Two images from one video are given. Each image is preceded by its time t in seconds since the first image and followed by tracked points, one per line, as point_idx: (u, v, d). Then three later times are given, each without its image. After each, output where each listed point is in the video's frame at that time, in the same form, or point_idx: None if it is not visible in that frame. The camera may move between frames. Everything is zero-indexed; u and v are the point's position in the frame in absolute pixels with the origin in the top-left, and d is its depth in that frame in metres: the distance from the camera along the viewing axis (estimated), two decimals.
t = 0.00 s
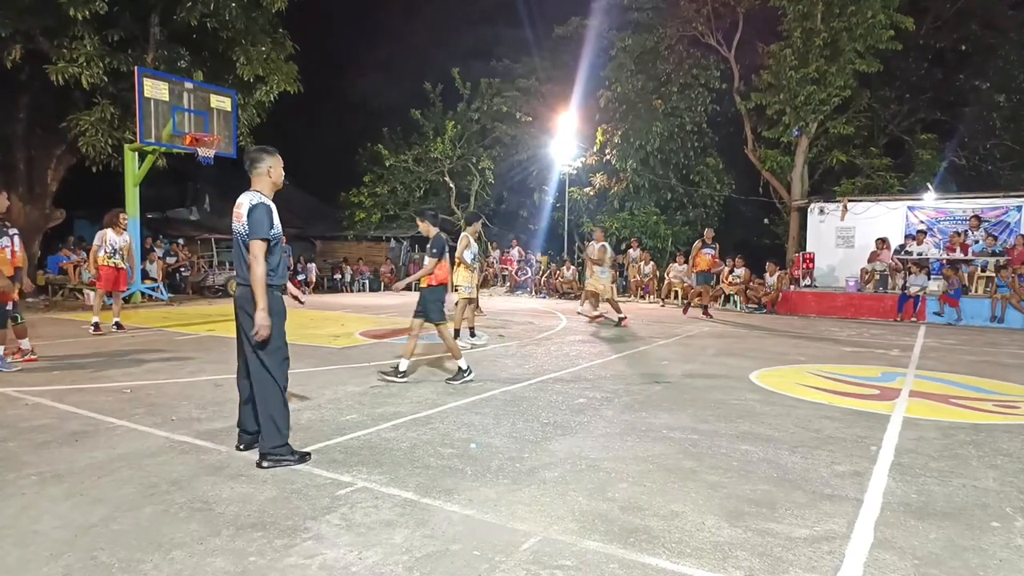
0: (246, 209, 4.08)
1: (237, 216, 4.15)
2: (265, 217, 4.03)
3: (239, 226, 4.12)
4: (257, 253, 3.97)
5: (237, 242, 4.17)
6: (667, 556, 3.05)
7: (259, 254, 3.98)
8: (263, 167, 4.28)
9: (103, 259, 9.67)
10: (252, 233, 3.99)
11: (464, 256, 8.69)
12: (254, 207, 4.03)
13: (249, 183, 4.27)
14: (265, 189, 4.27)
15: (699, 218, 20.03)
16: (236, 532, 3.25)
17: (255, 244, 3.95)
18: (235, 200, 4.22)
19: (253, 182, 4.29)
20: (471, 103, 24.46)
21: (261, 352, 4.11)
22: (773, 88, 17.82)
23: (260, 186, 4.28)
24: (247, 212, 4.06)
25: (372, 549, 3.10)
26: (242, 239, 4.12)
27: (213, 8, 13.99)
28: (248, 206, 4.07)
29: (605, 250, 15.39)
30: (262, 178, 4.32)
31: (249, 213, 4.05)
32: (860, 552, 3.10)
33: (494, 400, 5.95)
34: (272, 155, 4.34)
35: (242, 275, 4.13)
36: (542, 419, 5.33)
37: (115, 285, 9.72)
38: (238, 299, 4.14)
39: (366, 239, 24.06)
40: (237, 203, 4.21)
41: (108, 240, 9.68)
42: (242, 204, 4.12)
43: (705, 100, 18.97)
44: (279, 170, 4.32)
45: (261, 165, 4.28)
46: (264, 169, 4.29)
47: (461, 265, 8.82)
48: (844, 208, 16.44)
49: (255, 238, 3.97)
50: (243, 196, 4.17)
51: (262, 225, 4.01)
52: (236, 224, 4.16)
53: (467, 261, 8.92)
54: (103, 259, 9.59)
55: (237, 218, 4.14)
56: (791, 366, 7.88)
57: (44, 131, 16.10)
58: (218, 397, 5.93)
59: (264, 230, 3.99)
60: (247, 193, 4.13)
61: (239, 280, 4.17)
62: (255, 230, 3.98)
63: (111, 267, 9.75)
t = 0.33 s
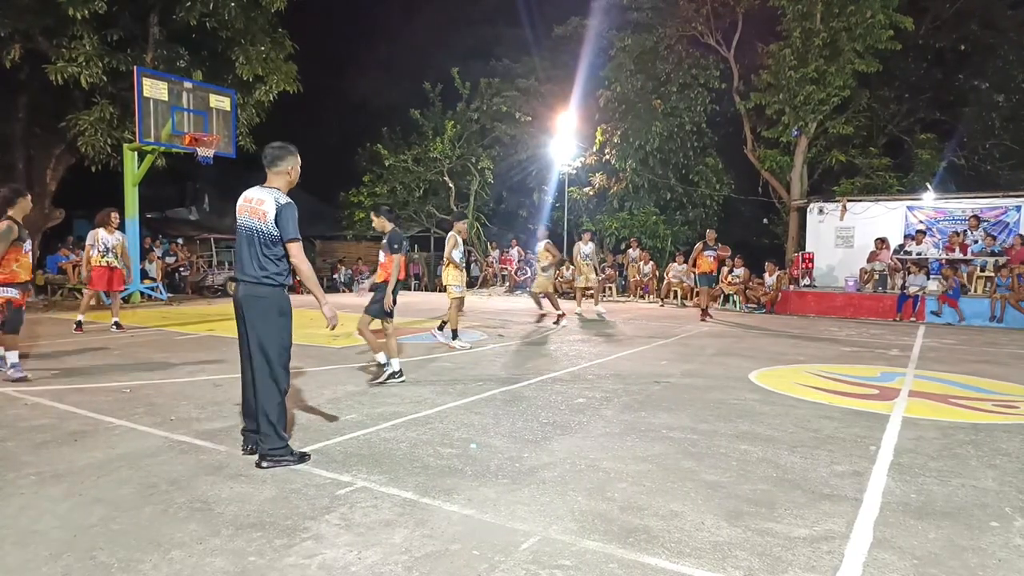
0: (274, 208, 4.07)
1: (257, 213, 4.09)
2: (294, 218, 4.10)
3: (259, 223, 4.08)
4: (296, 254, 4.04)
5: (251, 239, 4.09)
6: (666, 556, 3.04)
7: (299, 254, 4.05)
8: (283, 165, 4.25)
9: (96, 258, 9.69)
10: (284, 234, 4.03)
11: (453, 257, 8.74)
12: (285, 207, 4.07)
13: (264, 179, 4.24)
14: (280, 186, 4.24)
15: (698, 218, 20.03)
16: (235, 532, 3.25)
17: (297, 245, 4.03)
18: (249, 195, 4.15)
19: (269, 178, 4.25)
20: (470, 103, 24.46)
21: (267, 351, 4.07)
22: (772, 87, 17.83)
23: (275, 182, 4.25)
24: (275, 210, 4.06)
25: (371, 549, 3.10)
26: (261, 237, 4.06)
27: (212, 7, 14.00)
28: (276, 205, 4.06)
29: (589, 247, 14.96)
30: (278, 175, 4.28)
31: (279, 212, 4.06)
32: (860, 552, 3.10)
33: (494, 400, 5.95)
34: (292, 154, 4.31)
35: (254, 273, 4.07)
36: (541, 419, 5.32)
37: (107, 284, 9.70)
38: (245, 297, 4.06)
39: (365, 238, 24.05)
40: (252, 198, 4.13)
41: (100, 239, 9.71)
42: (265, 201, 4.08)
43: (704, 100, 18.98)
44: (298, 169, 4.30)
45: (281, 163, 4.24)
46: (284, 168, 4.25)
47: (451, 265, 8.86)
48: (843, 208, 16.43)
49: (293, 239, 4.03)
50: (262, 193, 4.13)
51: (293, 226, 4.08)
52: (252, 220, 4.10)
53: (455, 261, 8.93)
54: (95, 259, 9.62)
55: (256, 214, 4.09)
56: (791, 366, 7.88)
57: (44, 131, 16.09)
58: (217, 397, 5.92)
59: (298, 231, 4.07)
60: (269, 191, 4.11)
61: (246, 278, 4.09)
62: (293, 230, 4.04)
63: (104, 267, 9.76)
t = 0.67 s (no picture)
0: (270, 209, 4.05)
1: (252, 214, 4.03)
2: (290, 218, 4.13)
3: (254, 225, 4.03)
4: (290, 256, 4.05)
5: (245, 241, 4.02)
6: (667, 556, 3.04)
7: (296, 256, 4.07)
8: (273, 163, 4.20)
9: (84, 258, 9.68)
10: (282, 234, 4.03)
11: (436, 256, 8.79)
12: (282, 208, 4.09)
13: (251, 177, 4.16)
14: (269, 184, 4.17)
15: (699, 218, 20.03)
16: (236, 532, 3.25)
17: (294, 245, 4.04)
18: (238, 196, 4.07)
19: (255, 176, 4.18)
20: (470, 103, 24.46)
21: (268, 352, 4.00)
22: (773, 87, 17.81)
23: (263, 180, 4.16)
24: (272, 211, 4.05)
25: (371, 549, 3.10)
26: (258, 238, 4.02)
27: (212, 8, 14.01)
28: (273, 206, 4.06)
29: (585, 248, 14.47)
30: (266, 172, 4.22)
31: (276, 213, 4.06)
32: (861, 552, 3.10)
33: (494, 400, 5.95)
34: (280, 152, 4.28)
35: (254, 274, 4.01)
36: (542, 419, 5.32)
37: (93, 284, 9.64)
38: (245, 300, 3.99)
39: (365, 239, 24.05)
40: (243, 199, 4.06)
41: (86, 240, 9.68)
42: (260, 202, 4.05)
43: (705, 100, 18.97)
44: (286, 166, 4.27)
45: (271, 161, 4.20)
46: (274, 166, 4.21)
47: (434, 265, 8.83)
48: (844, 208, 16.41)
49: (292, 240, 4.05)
50: (253, 194, 4.08)
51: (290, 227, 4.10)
52: (246, 222, 4.03)
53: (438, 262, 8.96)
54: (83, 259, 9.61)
55: (251, 216, 4.04)
56: (792, 366, 7.87)
57: (44, 131, 16.09)
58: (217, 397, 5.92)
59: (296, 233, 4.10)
60: (261, 191, 4.08)
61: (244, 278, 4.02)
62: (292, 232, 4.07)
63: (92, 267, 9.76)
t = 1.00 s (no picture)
0: (231, 208, 3.85)
1: (212, 214, 3.84)
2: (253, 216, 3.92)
3: (215, 225, 3.83)
4: (247, 256, 3.79)
5: (206, 243, 3.83)
6: (667, 556, 3.04)
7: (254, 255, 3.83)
8: (232, 162, 4.03)
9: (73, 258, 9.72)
10: (242, 232, 3.81)
11: (423, 254, 8.78)
12: (244, 205, 3.88)
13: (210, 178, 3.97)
14: (230, 184, 3.99)
15: (700, 218, 20.04)
16: (237, 532, 3.25)
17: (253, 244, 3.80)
18: (196, 197, 3.88)
19: (214, 177, 3.99)
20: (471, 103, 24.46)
21: (246, 357, 3.87)
22: (774, 87, 17.77)
23: (223, 179, 3.98)
24: (233, 210, 3.85)
25: (373, 549, 3.10)
26: (219, 241, 3.82)
27: (213, 8, 14.01)
28: (234, 204, 3.85)
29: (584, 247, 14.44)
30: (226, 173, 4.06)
31: (237, 211, 3.85)
32: (862, 552, 3.09)
33: (494, 400, 5.95)
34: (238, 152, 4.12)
35: (215, 279, 3.80)
36: (542, 419, 5.32)
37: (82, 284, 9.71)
38: (208, 308, 3.77)
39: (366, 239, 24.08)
40: (203, 200, 3.87)
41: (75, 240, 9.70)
42: (221, 202, 3.85)
43: (706, 100, 18.96)
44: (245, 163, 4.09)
45: (231, 160, 4.02)
46: (234, 164, 4.04)
47: (420, 264, 8.77)
48: (844, 208, 16.40)
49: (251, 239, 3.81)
50: (213, 194, 3.89)
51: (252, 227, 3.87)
52: (206, 223, 3.84)
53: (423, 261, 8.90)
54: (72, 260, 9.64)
55: (211, 217, 3.84)
56: (792, 366, 7.85)
57: (46, 131, 16.12)
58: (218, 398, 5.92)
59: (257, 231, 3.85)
60: (222, 191, 3.89)
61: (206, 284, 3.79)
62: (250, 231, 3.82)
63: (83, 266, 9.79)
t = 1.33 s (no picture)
0: (195, 202, 3.73)
1: (176, 209, 3.73)
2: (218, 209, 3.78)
3: (179, 220, 3.73)
4: (211, 251, 3.64)
5: (171, 239, 3.73)
6: (667, 556, 3.04)
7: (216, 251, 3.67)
8: (198, 153, 3.93)
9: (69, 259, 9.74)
10: (205, 226, 3.69)
11: (407, 256, 8.75)
12: (207, 198, 3.76)
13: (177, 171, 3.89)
14: (197, 177, 3.93)
15: (700, 218, 20.05)
16: (237, 532, 3.25)
17: (212, 240, 3.65)
18: (162, 191, 3.78)
19: (182, 170, 3.91)
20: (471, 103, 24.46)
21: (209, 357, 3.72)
22: (774, 87, 17.75)
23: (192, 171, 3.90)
24: (196, 204, 3.73)
25: (373, 549, 3.10)
26: (184, 236, 3.72)
27: (213, 8, 14.00)
28: (197, 197, 3.73)
29: (578, 247, 14.19)
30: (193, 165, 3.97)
31: (201, 205, 3.73)
32: (862, 552, 3.09)
33: (494, 400, 5.94)
34: (205, 142, 4.01)
35: (179, 276, 3.68)
36: (542, 419, 5.32)
37: (80, 284, 9.75)
38: (172, 305, 3.67)
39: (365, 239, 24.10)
40: (168, 194, 3.77)
41: (70, 240, 9.74)
42: (185, 195, 3.74)
43: (705, 100, 18.96)
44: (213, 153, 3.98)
45: (196, 150, 3.93)
46: (200, 155, 3.95)
47: (405, 265, 8.78)
48: (844, 209, 16.40)
49: (209, 234, 3.67)
50: (178, 187, 3.79)
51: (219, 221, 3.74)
52: (171, 218, 3.74)
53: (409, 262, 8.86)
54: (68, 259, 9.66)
55: (176, 211, 3.73)
56: (792, 367, 7.84)
57: (46, 131, 16.11)
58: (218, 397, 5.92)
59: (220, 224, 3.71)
60: (186, 184, 3.78)
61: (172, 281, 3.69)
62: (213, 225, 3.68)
63: (78, 267, 9.80)
